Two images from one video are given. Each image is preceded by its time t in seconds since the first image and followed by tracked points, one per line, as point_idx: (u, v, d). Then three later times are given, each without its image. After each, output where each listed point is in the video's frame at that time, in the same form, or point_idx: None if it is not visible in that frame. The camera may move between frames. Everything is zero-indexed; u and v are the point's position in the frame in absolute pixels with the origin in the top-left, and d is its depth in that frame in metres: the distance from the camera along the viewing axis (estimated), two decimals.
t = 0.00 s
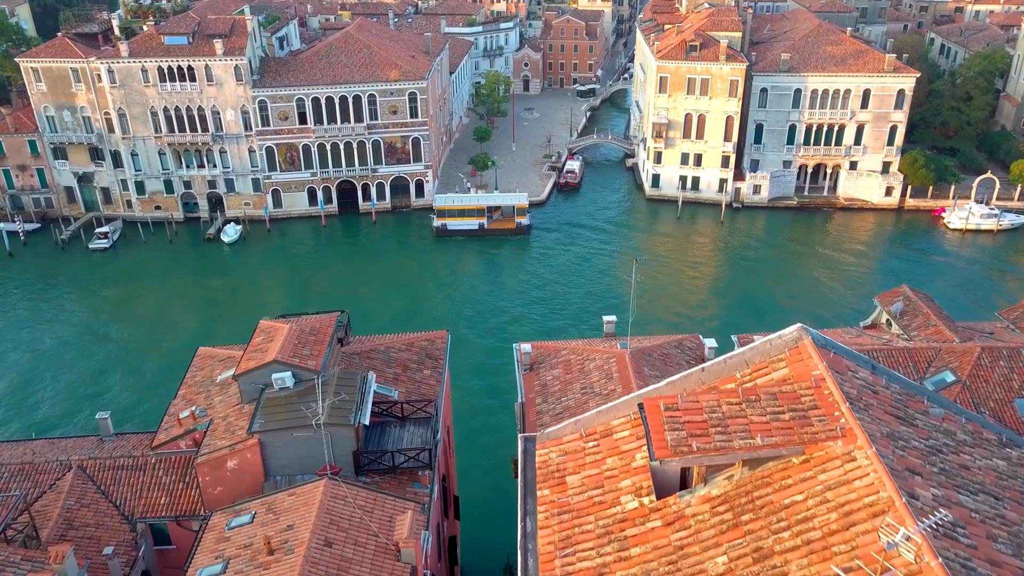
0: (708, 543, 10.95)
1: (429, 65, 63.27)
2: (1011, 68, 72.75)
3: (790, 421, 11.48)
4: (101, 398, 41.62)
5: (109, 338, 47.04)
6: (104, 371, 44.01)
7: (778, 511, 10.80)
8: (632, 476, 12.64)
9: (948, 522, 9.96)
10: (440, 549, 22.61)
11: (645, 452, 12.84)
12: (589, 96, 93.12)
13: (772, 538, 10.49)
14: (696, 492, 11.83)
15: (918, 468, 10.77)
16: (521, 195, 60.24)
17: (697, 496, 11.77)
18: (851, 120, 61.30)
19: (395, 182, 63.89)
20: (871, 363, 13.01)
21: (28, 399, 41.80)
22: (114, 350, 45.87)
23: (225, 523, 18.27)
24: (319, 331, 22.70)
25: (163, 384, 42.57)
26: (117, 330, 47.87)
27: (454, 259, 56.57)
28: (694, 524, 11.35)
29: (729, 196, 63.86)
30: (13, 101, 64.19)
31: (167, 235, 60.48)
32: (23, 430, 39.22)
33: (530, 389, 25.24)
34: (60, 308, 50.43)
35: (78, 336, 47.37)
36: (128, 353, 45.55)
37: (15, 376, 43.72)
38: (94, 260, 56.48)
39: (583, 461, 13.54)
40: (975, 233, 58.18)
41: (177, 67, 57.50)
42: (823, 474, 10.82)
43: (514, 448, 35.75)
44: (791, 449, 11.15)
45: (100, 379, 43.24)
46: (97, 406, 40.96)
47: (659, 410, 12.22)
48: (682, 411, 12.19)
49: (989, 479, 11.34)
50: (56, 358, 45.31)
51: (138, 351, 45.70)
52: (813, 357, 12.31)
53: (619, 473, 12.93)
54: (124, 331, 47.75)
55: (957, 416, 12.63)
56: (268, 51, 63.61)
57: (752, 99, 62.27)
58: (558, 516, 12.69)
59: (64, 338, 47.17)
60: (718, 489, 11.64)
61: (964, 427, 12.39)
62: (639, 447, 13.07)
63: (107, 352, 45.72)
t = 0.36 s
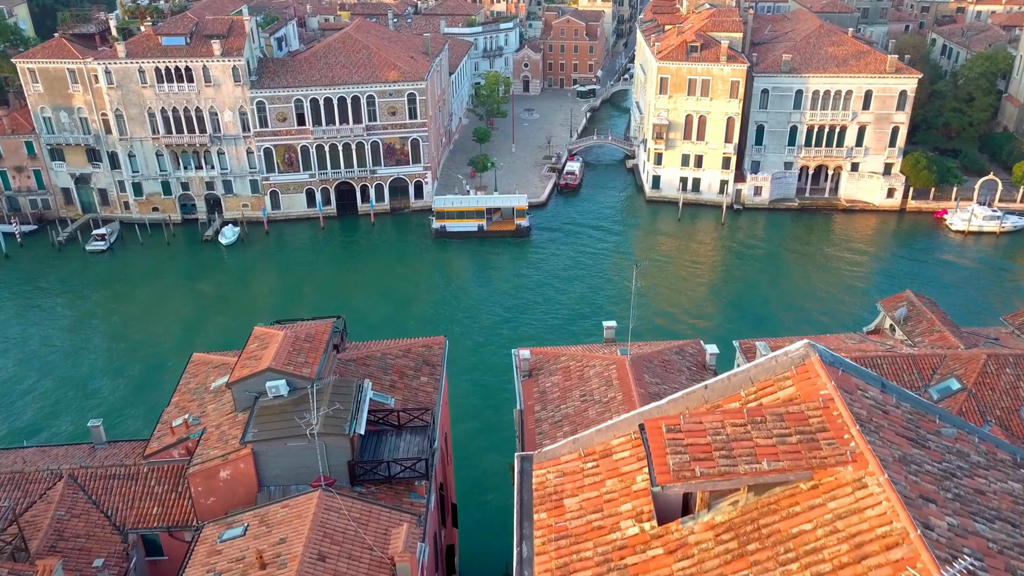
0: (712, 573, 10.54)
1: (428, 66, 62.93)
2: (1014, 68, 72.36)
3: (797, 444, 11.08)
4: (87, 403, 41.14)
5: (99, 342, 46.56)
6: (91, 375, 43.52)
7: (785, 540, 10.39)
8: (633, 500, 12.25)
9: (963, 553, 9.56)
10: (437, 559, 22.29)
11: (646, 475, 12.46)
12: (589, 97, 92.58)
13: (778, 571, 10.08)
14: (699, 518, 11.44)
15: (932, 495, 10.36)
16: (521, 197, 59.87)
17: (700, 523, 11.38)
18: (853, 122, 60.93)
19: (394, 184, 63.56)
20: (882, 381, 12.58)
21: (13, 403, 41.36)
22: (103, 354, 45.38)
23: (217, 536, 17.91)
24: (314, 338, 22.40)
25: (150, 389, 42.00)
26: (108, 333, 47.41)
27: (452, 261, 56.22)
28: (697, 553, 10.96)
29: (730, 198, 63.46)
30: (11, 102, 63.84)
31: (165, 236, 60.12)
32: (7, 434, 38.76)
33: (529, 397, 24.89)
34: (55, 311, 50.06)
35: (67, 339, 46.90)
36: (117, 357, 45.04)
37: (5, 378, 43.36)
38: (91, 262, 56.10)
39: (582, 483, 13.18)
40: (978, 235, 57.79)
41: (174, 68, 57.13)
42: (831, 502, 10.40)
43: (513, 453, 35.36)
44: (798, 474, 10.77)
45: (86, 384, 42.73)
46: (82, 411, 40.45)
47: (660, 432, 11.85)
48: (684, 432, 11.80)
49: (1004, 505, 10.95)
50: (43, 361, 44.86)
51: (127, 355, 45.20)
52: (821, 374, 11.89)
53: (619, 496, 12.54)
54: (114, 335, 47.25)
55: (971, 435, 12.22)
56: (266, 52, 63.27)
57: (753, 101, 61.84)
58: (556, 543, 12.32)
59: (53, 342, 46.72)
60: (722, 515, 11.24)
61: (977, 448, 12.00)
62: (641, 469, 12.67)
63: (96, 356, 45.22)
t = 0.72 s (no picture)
0: None
1: (428, 67, 62.61)
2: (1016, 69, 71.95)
3: (805, 470, 10.72)
4: (68, 409, 40.59)
5: (86, 346, 46.04)
6: (75, 381, 42.98)
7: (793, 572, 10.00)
8: (634, 526, 11.88)
9: None
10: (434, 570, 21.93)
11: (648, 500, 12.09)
12: (589, 98, 92.08)
13: None
14: (704, 548, 11.05)
15: (948, 525, 9.98)
16: (520, 198, 59.49)
17: (704, 553, 10.99)
18: (854, 123, 60.54)
19: (392, 186, 63.21)
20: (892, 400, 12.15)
21: None
22: (88, 360, 44.83)
23: (209, 549, 17.55)
24: (310, 345, 22.06)
25: (133, 396, 41.42)
26: (99, 337, 46.96)
27: (452, 263, 55.84)
28: None
29: (731, 199, 63.11)
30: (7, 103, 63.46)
31: (162, 238, 59.76)
32: None
33: (528, 404, 24.56)
34: (51, 313, 49.68)
35: (53, 344, 46.39)
36: (103, 363, 44.49)
37: None
38: (88, 265, 55.71)
39: (581, 506, 12.79)
40: (980, 237, 57.43)
41: (172, 69, 56.78)
42: (842, 533, 10.02)
43: (511, 457, 35.00)
44: (808, 502, 10.38)
45: (70, 390, 42.17)
46: (63, 418, 39.92)
47: (663, 457, 11.50)
48: (688, 457, 11.46)
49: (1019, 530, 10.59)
50: (32, 365, 44.42)
51: (112, 361, 44.64)
52: (829, 396, 11.54)
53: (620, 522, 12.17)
54: (102, 340, 46.72)
55: (984, 458, 11.86)
56: (264, 53, 62.88)
57: (754, 101, 61.42)
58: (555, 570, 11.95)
59: (40, 346, 46.24)
60: (727, 544, 10.87)
61: (992, 471, 11.62)
62: (643, 494, 12.31)
63: (81, 362, 44.68)
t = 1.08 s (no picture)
0: None
1: (427, 68, 62.28)
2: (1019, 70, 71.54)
3: (813, 500, 10.36)
4: (52, 415, 40.04)
5: (79, 350, 45.59)
6: (60, 386, 42.42)
7: None
8: (634, 555, 11.49)
9: None
10: None
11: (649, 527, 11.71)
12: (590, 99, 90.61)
13: None
14: None
15: (965, 558, 9.58)
16: (520, 200, 59.08)
17: None
18: (856, 124, 60.12)
19: (392, 187, 62.84)
20: (902, 421, 11.81)
21: None
22: (75, 364, 44.29)
23: (201, 562, 17.19)
24: (305, 353, 21.70)
25: (118, 403, 40.81)
26: (96, 340, 46.57)
27: (451, 265, 55.46)
28: None
29: (732, 201, 62.74)
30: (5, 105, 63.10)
31: (160, 240, 59.40)
32: None
33: (527, 412, 24.22)
34: (47, 316, 49.30)
35: (41, 348, 45.88)
36: (90, 368, 43.93)
37: None
38: (85, 267, 55.34)
39: (579, 533, 12.37)
40: (983, 239, 57.06)
41: (169, 70, 56.43)
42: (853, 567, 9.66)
43: (510, 462, 34.57)
44: (817, 534, 10.01)
45: (53, 395, 41.63)
46: (46, 424, 39.37)
47: (665, 484, 11.18)
48: (691, 484, 11.13)
49: None
50: (27, 368, 44.01)
51: (100, 366, 44.08)
52: (837, 419, 11.15)
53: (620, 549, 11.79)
54: (90, 344, 46.19)
55: (998, 482, 11.49)
56: (262, 54, 62.51)
57: (755, 103, 61.06)
58: None
59: (27, 350, 45.71)
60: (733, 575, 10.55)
61: (1007, 497, 11.25)
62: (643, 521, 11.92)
63: (68, 367, 44.13)
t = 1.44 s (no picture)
0: None
1: (426, 68, 61.95)
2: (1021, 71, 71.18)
3: (823, 534, 9.96)
4: (36, 420, 39.59)
5: (77, 353, 45.16)
6: (49, 390, 41.98)
7: None
8: None
9: None
10: None
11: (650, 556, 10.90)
12: (590, 99, 90.74)
13: None
14: None
15: None
16: (519, 202, 58.70)
17: None
18: (858, 126, 59.72)
19: (391, 189, 62.48)
20: (913, 444, 11.28)
21: None
22: (63, 369, 43.83)
23: None
24: (300, 360, 21.35)
25: (104, 408, 40.34)
26: (93, 343, 46.20)
27: (450, 268, 55.06)
28: None
29: (733, 203, 62.42)
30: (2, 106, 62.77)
31: (157, 243, 59.06)
32: None
33: (525, 420, 23.90)
34: (44, 318, 48.87)
35: (28, 351, 45.43)
36: (77, 372, 43.48)
37: None
38: (81, 269, 54.99)
39: (577, 562, 11.63)
40: (985, 241, 56.66)
41: (167, 71, 56.09)
42: None
43: (508, 467, 34.14)
44: (828, 570, 9.63)
45: (48, 399, 41.26)
46: (32, 428, 38.93)
47: (669, 516, 10.81)
48: (694, 513, 10.75)
49: None
50: (22, 371, 43.65)
51: (88, 370, 43.61)
52: (846, 443, 10.67)
53: None
54: (79, 348, 45.72)
55: (1013, 507, 11.10)
56: (261, 55, 62.19)
57: (756, 104, 60.75)
58: None
59: (22, 353, 45.34)
60: None
61: None
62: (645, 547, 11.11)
63: (56, 370, 43.68)
